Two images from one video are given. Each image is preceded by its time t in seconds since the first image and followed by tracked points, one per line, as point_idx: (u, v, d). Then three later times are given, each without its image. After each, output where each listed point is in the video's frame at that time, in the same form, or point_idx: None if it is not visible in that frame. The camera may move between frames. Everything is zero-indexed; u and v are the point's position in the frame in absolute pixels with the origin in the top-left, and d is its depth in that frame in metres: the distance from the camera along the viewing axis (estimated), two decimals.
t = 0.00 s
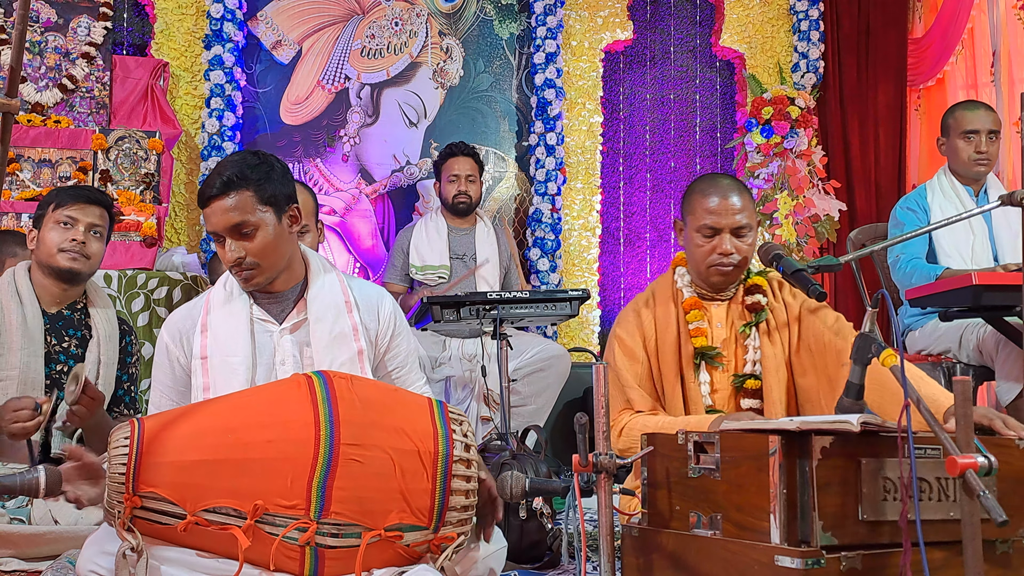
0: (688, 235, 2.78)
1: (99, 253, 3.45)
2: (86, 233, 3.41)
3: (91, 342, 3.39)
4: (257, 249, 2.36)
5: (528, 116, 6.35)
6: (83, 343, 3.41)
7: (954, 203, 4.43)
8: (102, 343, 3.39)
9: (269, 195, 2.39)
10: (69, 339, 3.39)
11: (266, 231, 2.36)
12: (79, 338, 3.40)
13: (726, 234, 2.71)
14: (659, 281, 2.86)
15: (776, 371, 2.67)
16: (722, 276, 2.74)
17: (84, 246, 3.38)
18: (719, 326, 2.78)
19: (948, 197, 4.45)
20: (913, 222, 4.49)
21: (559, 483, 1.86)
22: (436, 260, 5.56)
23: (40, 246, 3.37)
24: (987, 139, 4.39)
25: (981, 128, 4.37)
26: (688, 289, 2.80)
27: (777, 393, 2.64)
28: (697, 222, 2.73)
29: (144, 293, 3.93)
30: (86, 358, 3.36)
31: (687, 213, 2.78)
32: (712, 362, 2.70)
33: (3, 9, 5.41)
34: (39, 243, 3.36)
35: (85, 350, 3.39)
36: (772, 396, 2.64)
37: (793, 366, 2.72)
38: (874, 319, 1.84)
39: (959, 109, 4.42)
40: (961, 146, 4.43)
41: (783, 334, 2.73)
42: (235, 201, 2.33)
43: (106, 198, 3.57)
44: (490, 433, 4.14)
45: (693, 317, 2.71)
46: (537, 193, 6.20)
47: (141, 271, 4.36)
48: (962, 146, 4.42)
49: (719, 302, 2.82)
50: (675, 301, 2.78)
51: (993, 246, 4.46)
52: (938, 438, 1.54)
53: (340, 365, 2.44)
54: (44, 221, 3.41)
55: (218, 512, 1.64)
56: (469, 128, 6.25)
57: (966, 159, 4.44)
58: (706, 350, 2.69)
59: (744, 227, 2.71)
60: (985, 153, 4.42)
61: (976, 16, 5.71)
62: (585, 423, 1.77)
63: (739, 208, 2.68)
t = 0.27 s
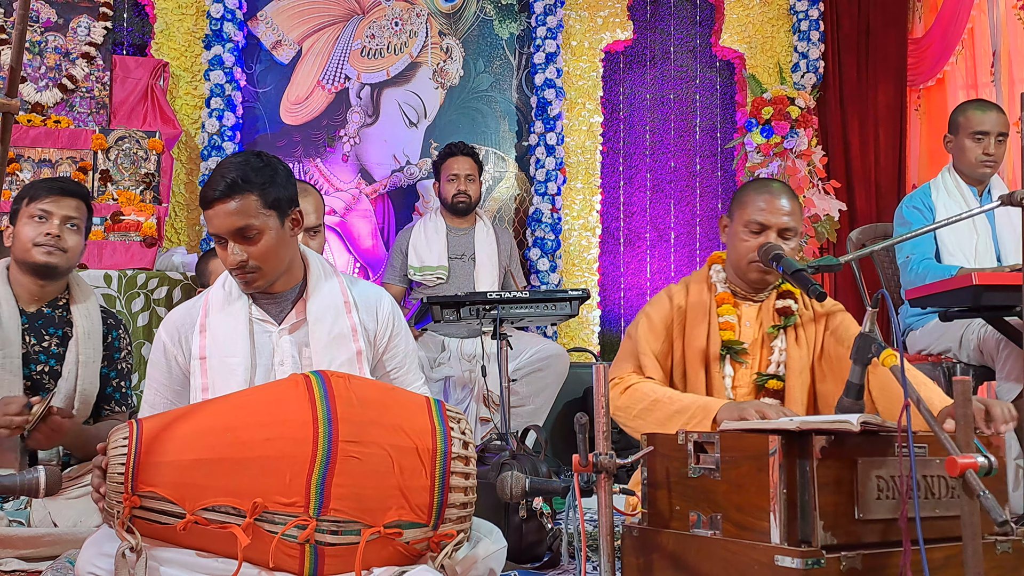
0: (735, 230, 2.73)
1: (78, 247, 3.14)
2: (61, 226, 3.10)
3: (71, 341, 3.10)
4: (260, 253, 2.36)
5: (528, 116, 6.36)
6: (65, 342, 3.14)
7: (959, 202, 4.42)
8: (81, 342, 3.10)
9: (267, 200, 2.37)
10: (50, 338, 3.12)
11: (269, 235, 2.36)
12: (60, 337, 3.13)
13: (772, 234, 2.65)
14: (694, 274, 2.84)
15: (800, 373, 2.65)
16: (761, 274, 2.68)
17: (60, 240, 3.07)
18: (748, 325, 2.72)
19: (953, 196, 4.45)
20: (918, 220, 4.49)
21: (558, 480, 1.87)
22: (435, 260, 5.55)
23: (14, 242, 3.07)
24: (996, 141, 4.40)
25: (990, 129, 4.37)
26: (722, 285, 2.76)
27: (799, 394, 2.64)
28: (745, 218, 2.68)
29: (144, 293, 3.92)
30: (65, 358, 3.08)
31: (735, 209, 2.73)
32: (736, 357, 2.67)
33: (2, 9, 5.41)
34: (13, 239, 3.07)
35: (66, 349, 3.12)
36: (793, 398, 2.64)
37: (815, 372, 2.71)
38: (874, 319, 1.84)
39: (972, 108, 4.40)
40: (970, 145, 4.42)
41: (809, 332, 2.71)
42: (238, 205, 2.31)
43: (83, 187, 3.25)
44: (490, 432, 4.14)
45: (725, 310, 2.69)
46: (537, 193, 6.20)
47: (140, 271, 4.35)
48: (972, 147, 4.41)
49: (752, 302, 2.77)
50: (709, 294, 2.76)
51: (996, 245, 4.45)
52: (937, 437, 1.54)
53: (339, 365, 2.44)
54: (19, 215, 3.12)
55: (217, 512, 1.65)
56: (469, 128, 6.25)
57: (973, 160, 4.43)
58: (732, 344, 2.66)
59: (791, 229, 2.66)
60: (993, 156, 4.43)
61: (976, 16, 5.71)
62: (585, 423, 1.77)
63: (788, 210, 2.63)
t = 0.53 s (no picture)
0: (769, 232, 2.71)
1: (42, 243, 2.85)
2: (20, 223, 2.80)
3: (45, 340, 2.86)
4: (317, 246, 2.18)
5: (529, 116, 6.36)
6: (41, 340, 2.91)
7: (960, 202, 4.43)
8: (56, 339, 2.86)
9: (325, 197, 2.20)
10: (24, 338, 2.89)
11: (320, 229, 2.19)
12: (35, 336, 2.90)
13: (807, 240, 2.64)
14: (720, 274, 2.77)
15: (817, 376, 2.58)
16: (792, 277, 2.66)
17: (21, 237, 2.78)
18: (769, 327, 2.68)
19: (954, 196, 4.45)
20: (920, 220, 4.50)
21: (558, 481, 1.83)
22: (435, 260, 5.55)
23: None
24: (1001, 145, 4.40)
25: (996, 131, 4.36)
26: (747, 285, 2.71)
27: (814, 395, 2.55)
28: (780, 222, 2.67)
29: (144, 293, 3.92)
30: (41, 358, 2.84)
31: (773, 211, 2.71)
32: (757, 357, 2.63)
33: (2, 9, 5.40)
34: None
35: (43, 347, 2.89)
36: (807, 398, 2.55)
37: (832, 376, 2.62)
38: (874, 319, 1.84)
39: (980, 110, 4.39)
40: (975, 147, 4.41)
41: (829, 339, 2.64)
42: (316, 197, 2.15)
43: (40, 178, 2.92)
44: (490, 432, 4.14)
45: (748, 309, 2.64)
46: (537, 193, 6.19)
47: (140, 271, 4.35)
48: (977, 148, 4.41)
49: (774, 306, 2.72)
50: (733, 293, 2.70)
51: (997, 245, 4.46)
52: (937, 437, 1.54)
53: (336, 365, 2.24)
54: None
55: (217, 512, 1.65)
56: (469, 128, 6.25)
57: (975, 162, 4.43)
58: (753, 344, 2.62)
59: (825, 238, 2.65)
60: (997, 158, 4.43)
61: (976, 16, 5.71)
62: (585, 422, 1.77)
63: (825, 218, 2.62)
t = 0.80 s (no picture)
0: (781, 234, 2.70)
1: (17, 240, 2.77)
2: None
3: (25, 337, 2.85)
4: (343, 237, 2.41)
5: (528, 116, 6.36)
6: (22, 337, 2.93)
7: (960, 202, 4.43)
8: (36, 335, 2.84)
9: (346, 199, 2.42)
10: (6, 335, 2.91)
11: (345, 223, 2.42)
12: (16, 333, 2.92)
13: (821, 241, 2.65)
14: (731, 275, 2.75)
15: (827, 379, 2.59)
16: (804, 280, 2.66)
17: None
18: (778, 327, 2.68)
19: (954, 196, 4.45)
20: (920, 221, 4.50)
21: (560, 479, 1.96)
22: (436, 260, 5.55)
23: None
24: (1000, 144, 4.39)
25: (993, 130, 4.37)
26: (758, 286, 2.69)
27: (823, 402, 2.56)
28: (793, 223, 2.67)
29: (144, 293, 3.92)
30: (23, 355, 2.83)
31: (788, 211, 2.70)
32: (766, 357, 2.62)
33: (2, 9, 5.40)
34: None
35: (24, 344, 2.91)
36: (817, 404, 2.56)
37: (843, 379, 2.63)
38: (874, 318, 1.84)
39: (979, 110, 4.40)
40: (973, 147, 4.42)
41: (839, 342, 2.65)
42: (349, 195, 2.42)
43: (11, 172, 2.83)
44: (490, 433, 4.14)
45: (759, 310, 2.65)
46: (537, 193, 6.19)
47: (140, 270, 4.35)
48: (975, 148, 4.41)
49: (784, 307, 2.72)
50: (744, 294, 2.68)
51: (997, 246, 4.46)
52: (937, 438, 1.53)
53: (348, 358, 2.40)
54: None
55: (218, 511, 1.64)
56: (469, 128, 6.25)
57: (976, 162, 4.42)
58: (762, 344, 2.62)
59: (838, 239, 2.66)
60: (997, 158, 4.42)
61: (976, 16, 5.71)
62: (584, 423, 1.77)
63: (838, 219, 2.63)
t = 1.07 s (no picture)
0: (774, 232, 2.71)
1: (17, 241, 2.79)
2: None
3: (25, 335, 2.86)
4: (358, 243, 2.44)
5: (529, 116, 6.36)
6: (20, 335, 2.94)
7: (958, 203, 4.42)
8: (35, 334, 2.85)
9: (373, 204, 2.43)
10: (4, 333, 2.93)
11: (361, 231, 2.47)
12: (14, 331, 2.93)
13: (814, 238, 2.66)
14: (725, 274, 2.77)
15: (827, 378, 2.59)
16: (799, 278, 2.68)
17: None
18: (775, 326, 2.70)
19: (952, 197, 4.45)
20: (919, 222, 4.49)
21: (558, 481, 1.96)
22: (435, 260, 5.56)
23: None
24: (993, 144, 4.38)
25: (984, 130, 4.36)
26: (754, 285, 2.71)
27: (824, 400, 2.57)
28: (786, 220, 2.68)
29: (144, 293, 3.92)
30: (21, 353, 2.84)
31: (781, 209, 2.71)
32: (764, 357, 2.62)
33: (2, 9, 5.40)
34: None
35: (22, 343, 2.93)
36: (818, 404, 2.56)
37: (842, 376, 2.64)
38: (875, 318, 1.84)
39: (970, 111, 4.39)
40: (964, 149, 4.43)
41: (837, 339, 2.65)
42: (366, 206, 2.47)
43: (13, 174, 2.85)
44: (490, 432, 4.14)
45: (755, 310, 2.64)
46: (537, 193, 6.19)
47: (140, 270, 4.35)
48: (967, 149, 4.41)
49: (779, 305, 2.75)
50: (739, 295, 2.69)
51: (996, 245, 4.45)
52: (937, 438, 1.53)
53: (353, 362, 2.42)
54: None
55: (217, 509, 1.64)
56: (469, 128, 6.25)
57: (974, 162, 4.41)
58: (760, 345, 2.62)
59: (831, 235, 2.67)
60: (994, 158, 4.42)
61: (976, 16, 5.71)
62: (585, 423, 1.77)
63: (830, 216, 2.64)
